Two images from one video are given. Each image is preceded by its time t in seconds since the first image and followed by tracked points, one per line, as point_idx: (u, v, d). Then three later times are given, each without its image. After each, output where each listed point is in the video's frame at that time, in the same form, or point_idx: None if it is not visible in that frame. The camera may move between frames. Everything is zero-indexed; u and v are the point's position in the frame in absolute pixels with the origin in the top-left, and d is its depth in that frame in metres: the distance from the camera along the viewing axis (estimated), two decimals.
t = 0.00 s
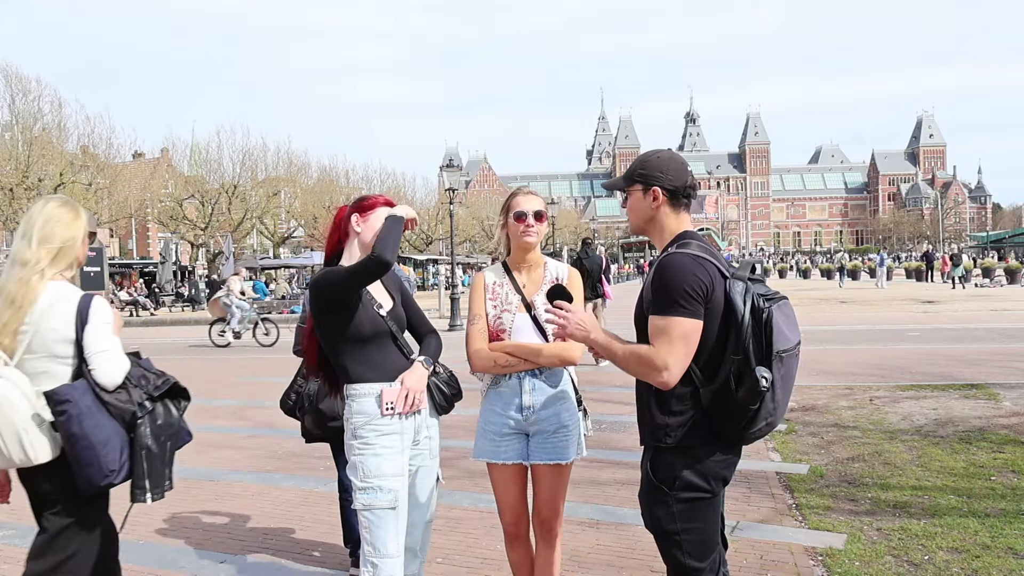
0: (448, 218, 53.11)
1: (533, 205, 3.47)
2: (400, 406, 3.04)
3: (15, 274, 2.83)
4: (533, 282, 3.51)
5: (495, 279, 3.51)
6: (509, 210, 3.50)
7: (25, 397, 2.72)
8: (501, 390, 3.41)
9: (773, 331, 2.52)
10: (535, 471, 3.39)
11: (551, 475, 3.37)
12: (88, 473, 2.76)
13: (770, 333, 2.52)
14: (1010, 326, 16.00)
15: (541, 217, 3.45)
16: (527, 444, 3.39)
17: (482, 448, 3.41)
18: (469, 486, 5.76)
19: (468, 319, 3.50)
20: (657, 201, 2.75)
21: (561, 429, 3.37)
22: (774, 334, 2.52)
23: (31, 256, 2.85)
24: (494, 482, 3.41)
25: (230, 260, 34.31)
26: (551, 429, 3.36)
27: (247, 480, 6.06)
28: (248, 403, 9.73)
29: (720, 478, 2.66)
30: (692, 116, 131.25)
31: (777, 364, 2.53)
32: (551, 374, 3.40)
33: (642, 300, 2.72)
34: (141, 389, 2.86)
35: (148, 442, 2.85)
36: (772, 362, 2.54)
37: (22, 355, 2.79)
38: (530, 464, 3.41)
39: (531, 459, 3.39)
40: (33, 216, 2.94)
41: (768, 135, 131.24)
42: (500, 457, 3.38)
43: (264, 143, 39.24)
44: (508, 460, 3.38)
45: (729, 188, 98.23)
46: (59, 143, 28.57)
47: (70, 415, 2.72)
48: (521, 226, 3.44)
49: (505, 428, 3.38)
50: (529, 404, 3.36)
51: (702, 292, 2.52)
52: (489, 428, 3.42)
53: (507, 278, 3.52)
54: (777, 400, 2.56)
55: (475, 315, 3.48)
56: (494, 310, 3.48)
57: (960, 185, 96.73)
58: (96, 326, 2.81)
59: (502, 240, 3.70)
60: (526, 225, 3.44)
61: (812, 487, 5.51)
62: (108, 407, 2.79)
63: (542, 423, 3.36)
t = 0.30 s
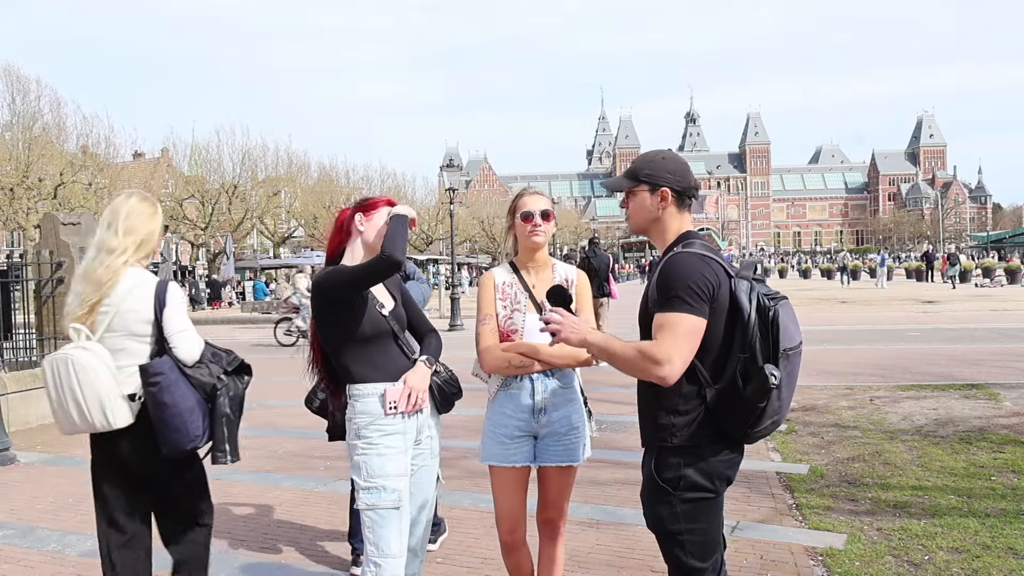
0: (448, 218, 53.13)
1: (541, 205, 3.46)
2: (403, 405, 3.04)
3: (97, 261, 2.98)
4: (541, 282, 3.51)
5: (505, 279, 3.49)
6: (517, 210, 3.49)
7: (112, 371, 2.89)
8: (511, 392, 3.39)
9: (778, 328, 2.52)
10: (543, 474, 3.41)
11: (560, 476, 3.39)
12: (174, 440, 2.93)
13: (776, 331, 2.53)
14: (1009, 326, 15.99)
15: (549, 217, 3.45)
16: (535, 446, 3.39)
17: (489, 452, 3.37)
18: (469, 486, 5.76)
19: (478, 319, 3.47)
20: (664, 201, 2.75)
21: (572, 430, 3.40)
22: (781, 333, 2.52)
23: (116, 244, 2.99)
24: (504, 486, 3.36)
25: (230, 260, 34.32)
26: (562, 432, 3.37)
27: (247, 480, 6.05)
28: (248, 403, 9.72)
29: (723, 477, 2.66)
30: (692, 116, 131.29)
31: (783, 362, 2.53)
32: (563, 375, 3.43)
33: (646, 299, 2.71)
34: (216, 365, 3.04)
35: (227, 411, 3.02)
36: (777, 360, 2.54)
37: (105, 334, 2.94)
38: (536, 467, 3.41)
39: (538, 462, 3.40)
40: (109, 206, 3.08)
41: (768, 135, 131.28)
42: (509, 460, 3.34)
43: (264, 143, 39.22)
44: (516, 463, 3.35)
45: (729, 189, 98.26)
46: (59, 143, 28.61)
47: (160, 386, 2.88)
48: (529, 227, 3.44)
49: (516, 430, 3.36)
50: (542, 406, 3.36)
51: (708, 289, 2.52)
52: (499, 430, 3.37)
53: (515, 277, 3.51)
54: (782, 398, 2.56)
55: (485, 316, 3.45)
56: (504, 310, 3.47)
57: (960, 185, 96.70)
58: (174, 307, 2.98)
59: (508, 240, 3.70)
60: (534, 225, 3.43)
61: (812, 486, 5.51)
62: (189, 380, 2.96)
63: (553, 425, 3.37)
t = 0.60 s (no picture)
0: (449, 218, 53.12)
1: (545, 208, 3.45)
2: (404, 405, 3.04)
3: (171, 270, 3.18)
4: (544, 283, 3.53)
5: (508, 280, 3.49)
6: (521, 212, 3.49)
7: (194, 370, 3.11)
8: (515, 393, 3.38)
9: (785, 325, 2.56)
10: (546, 475, 3.41)
11: (564, 476, 3.39)
12: (249, 430, 3.16)
13: (782, 328, 2.57)
14: (1010, 326, 15.98)
15: (552, 219, 3.45)
16: (539, 447, 3.39)
17: (492, 454, 3.35)
18: (469, 486, 5.76)
19: (481, 320, 3.46)
20: (675, 199, 2.76)
21: (576, 431, 3.41)
22: (787, 330, 2.57)
23: (187, 255, 3.20)
24: (509, 486, 3.34)
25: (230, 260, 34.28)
26: (566, 432, 3.38)
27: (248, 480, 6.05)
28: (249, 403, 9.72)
29: (728, 476, 2.66)
30: (693, 116, 131.32)
31: (788, 358, 2.56)
32: (566, 376, 3.44)
33: (654, 295, 2.71)
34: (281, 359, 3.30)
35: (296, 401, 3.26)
36: (785, 357, 2.56)
37: (182, 337, 3.16)
38: (538, 468, 3.40)
39: (541, 463, 3.39)
40: (172, 220, 3.28)
41: (768, 134, 131.29)
42: (512, 461, 3.33)
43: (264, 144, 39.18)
44: (520, 465, 3.33)
45: (729, 188, 98.26)
46: (59, 143, 28.60)
47: (236, 381, 3.12)
48: (532, 229, 3.43)
49: (519, 432, 3.35)
50: (546, 406, 3.36)
51: (717, 285, 2.53)
52: (502, 432, 3.36)
53: (519, 278, 3.51)
54: (788, 395, 2.57)
55: (489, 316, 3.45)
56: (508, 310, 3.46)
57: (961, 185, 96.68)
58: (242, 310, 3.24)
59: (511, 241, 3.69)
60: (536, 227, 3.42)
61: (813, 486, 5.51)
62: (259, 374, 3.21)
63: (557, 425, 3.37)
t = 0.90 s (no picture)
0: (449, 218, 53.14)
1: (543, 208, 3.46)
2: (406, 405, 3.04)
3: (231, 259, 3.25)
4: (544, 284, 3.52)
5: (507, 281, 3.49)
6: (519, 213, 3.49)
7: (255, 353, 3.20)
8: (514, 394, 3.39)
9: (793, 329, 2.56)
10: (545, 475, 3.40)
11: (563, 476, 3.40)
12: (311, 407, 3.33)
13: (790, 331, 2.56)
14: (1010, 327, 15.98)
15: (551, 220, 3.45)
16: (539, 448, 3.39)
17: (492, 454, 3.35)
18: (470, 486, 5.76)
19: (481, 321, 3.47)
20: (661, 199, 2.75)
21: (575, 431, 3.41)
22: (794, 334, 2.56)
23: (241, 243, 3.26)
24: (508, 486, 3.34)
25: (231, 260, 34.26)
26: (565, 432, 3.38)
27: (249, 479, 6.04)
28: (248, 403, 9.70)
29: (731, 477, 2.66)
30: (693, 116, 131.33)
31: (796, 360, 2.56)
32: (565, 376, 3.44)
33: (661, 300, 2.71)
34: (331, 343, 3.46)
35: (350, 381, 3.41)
36: (792, 360, 2.56)
37: (238, 320, 3.23)
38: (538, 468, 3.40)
39: (542, 463, 3.39)
40: (226, 214, 3.34)
41: (768, 134, 131.33)
42: (512, 462, 3.33)
43: (264, 143, 39.19)
44: (519, 465, 3.34)
45: (729, 189, 98.24)
46: (59, 143, 28.58)
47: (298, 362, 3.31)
48: (531, 230, 3.44)
49: (519, 432, 3.35)
50: (545, 407, 3.36)
51: (729, 288, 2.53)
52: (502, 432, 3.37)
53: (518, 279, 3.51)
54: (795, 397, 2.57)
55: (488, 316, 3.45)
56: (506, 311, 3.46)
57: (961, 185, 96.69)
58: (295, 297, 3.36)
59: (510, 242, 3.70)
60: (536, 228, 3.43)
61: (813, 486, 5.51)
62: (314, 357, 3.36)
63: (557, 426, 3.37)
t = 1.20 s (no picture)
0: (449, 218, 53.18)
1: (544, 209, 3.46)
2: (406, 405, 3.04)
3: (262, 268, 3.60)
4: (543, 285, 3.52)
5: (507, 281, 3.49)
6: (519, 214, 3.50)
7: (288, 354, 3.55)
8: (513, 394, 3.39)
9: (790, 330, 2.55)
10: (543, 475, 3.41)
11: (563, 476, 3.40)
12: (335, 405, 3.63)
13: (788, 332, 2.55)
14: (1010, 327, 15.98)
15: (552, 221, 3.44)
16: (538, 447, 3.39)
17: (490, 455, 3.35)
18: (470, 486, 5.77)
19: (480, 320, 3.46)
20: (660, 199, 2.75)
21: (574, 431, 3.40)
22: (792, 334, 2.54)
23: (274, 254, 3.60)
24: (507, 486, 3.34)
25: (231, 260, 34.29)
26: (564, 432, 3.38)
27: (249, 480, 6.05)
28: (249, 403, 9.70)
29: (732, 477, 2.66)
30: (693, 117, 131.32)
31: (794, 360, 2.55)
32: (564, 376, 3.43)
33: (658, 301, 2.71)
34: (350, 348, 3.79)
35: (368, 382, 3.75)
36: (790, 360, 2.55)
37: (271, 325, 3.58)
38: (537, 468, 3.40)
39: (540, 463, 3.39)
40: (255, 226, 3.67)
41: (768, 134, 131.36)
42: (510, 462, 3.33)
43: (265, 143, 39.16)
44: (517, 465, 3.34)
45: (729, 189, 98.25)
46: (60, 143, 28.61)
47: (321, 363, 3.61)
48: (532, 231, 3.43)
49: (518, 432, 3.36)
50: (543, 407, 3.36)
51: (725, 289, 2.53)
52: (501, 432, 3.36)
53: (518, 280, 3.51)
54: (794, 398, 2.55)
55: (488, 316, 3.45)
56: (506, 311, 3.46)
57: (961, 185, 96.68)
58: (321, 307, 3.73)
59: (511, 241, 3.70)
60: (537, 229, 3.43)
61: (813, 487, 5.52)
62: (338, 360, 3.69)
63: (555, 426, 3.37)
